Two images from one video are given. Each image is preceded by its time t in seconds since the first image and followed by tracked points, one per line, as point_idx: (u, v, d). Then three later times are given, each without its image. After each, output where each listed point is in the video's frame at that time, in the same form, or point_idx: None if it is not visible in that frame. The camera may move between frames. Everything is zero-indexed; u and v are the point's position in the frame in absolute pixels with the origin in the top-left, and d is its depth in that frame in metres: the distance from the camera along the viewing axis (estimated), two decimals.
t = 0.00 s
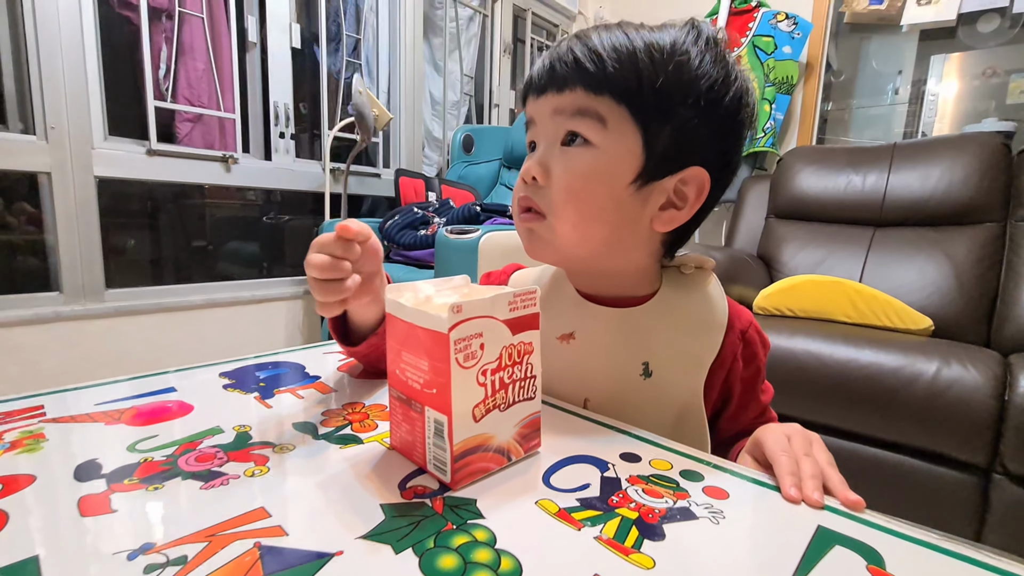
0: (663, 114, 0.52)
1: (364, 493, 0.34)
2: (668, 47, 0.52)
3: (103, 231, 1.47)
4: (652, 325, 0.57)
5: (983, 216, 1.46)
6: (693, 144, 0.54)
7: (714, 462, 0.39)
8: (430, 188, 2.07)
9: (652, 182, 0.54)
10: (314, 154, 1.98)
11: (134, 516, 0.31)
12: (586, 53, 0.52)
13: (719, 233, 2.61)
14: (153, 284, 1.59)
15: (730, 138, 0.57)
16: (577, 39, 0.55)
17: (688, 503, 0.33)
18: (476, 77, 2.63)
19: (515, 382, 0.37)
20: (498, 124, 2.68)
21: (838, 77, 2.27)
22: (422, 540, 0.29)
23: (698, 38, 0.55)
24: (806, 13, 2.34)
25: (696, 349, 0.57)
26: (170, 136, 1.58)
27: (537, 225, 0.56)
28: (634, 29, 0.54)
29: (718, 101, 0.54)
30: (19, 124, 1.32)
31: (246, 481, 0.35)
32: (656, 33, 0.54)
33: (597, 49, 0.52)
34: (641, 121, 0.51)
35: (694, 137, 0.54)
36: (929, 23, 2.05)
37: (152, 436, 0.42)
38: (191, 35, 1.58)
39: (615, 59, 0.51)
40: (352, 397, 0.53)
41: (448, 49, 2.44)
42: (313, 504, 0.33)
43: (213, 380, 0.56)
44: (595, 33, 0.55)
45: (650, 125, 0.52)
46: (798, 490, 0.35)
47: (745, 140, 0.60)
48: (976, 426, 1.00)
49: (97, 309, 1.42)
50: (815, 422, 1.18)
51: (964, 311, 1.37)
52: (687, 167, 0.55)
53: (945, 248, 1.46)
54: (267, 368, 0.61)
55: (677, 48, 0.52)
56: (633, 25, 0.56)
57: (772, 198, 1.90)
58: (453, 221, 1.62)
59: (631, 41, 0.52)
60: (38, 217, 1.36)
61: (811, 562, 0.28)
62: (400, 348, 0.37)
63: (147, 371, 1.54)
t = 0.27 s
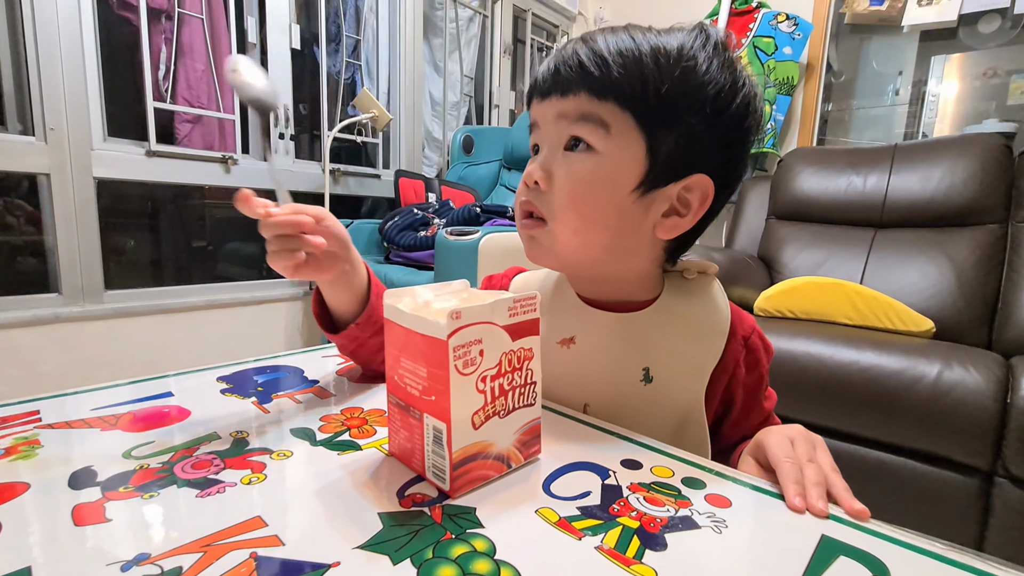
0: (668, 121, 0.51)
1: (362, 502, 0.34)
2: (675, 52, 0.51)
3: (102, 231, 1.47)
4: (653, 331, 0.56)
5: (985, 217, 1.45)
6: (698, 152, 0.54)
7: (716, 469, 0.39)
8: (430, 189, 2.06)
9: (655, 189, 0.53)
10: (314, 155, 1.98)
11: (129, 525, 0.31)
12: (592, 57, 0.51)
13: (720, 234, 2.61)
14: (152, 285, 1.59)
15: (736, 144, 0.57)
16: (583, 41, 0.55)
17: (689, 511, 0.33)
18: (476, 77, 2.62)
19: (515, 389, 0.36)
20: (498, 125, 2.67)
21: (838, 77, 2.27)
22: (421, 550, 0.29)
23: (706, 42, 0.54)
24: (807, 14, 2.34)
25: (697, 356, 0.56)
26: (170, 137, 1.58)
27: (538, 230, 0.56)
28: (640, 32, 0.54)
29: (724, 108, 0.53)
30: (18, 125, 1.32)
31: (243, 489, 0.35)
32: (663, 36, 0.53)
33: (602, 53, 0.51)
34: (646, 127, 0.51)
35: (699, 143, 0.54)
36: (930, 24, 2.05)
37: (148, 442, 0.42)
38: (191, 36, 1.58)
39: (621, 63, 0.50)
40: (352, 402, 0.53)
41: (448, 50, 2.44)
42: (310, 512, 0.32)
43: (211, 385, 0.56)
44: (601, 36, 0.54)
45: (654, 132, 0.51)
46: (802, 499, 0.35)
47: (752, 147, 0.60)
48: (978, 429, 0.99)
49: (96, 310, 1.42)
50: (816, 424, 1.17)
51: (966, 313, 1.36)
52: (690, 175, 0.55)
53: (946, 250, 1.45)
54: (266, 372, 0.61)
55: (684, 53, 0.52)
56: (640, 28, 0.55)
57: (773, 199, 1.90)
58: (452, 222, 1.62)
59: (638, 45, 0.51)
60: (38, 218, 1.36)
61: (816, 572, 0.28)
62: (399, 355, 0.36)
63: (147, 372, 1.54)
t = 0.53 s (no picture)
0: (677, 127, 0.51)
1: (366, 505, 0.34)
2: (686, 57, 0.51)
3: (104, 232, 1.47)
4: (656, 333, 0.56)
5: (986, 218, 1.45)
6: (707, 158, 0.54)
7: (720, 473, 0.39)
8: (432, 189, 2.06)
9: (664, 195, 0.53)
10: (315, 156, 1.98)
11: (133, 528, 0.31)
12: (602, 59, 0.51)
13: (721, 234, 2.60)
14: (154, 285, 1.59)
15: (744, 150, 0.57)
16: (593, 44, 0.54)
17: (693, 515, 0.33)
18: (477, 78, 2.62)
19: (518, 393, 0.36)
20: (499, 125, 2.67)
21: (839, 78, 2.27)
22: (425, 555, 0.29)
23: (716, 47, 0.54)
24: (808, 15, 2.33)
25: (700, 358, 0.56)
26: (171, 138, 1.58)
27: (547, 236, 0.55)
28: (651, 35, 0.53)
29: (732, 115, 0.53)
30: (20, 126, 1.32)
31: (246, 493, 0.35)
32: (674, 41, 0.53)
33: (613, 56, 0.51)
34: (656, 133, 0.51)
35: (708, 149, 0.54)
36: (931, 24, 2.05)
37: (151, 445, 0.42)
38: (193, 37, 1.58)
39: (632, 68, 0.50)
40: (355, 404, 0.53)
41: (449, 50, 2.44)
42: (313, 516, 0.32)
43: (213, 387, 0.56)
44: (611, 38, 0.53)
45: (663, 138, 0.51)
46: (806, 503, 0.35)
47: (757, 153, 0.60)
48: (979, 430, 0.99)
49: (97, 310, 1.42)
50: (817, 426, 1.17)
51: (967, 314, 1.36)
52: (699, 181, 0.55)
53: (948, 251, 1.45)
54: (268, 374, 0.61)
55: (695, 58, 0.51)
56: (650, 31, 0.55)
57: (774, 200, 1.90)
58: (454, 223, 1.62)
59: (649, 49, 0.51)
60: (39, 217, 1.36)
61: None
62: (402, 358, 0.36)
63: (148, 373, 1.54)
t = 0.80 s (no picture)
0: (708, 139, 0.50)
1: (364, 512, 0.33)
2: (713, 55, 0.49)
3: (102, 232, 1.46)
4: (660, 334, 0.55)
5: (989, 218, 1.44)
6: (725, 164, 0.53)
7: (724, 478, 0.38)
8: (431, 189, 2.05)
9: (695, 206, 0.52)
10: (315, 155, 1.98)
11: (126, 538, 0.30)
12: (633, 59, 0.47)
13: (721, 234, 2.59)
14: (153, 286, 1.58)
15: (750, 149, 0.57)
16: (613, 39, 0.49)
17: (697, 523, 0.32)
18: (477, 77, 2.61)
19: (519, 398, 0.36)
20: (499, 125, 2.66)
21: (840, 77, 2.26)
22: (423, 565, 0.28)
23: (734, 45, 0.52)
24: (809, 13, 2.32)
25: (705, 358, 0.55)
26: (170, 137, 1.57)
27: (584, 258, 0.51)
28: (680, 31, 0.49)
29: (748, 118, 0.53)
30: (18, 126, 1.31)
31: (242, 500, 0.34)
32: (704, 39, 0.49)
33: (651, 61, 0.47)
34: (691, 148, 0.49)
35: (726, 154, 0.53)
36: (933, 23, 2.04)
37: (145, 450, 0.41)
38: (191, 36, 1.57)
39: (674, 78, 0.47)
40: (353, 407, 0.52)
41: (449, 49, 2.43)
42: (309, 523, 0.32)
43: (210, 390, 0.55)
44: (638, 33, 0.49)
45: (696, 150, 0.50)
46: (813, 511, 0.34)
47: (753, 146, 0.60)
48: (983, 431, 0.99)
49: (96, 311, 1.41)
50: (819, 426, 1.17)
51: (970, 313, 1.35)
52: (720, 186, 0.54)
53: (950, 250, 1.44)
54: (265, 377, 0.60)
55: (723, 59, 0.49)
56: (671, 23, 0.51)
57: (775, 199, 1.89)
58: (454, 223, 1.61)
59: (679, 47, 0.48)
60: (38, 217, 1.35)
61: None
62: (400, 362, 0.36)
63: (147, 374, 1.53)
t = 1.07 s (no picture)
0: (727, 152, 0.51)
1: (365, 509, 0.33)
2: (729, 53, 0.48)
3: (102, 231, 1.46)
4: (660, 329, 0.55)
5: (987, 218, 1.45)
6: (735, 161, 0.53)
7: (722, 475, 0.38)
8: (431, 189, 2.05)
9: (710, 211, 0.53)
10: (314, 155, 1.98)
11: (129, 534, 0.30)
12: (663, 73, 0.46)
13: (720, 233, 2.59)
14: (153, 285, 1.58)
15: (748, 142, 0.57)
16: (634, 50, 0.48)
17: (696, 520, 0.33)
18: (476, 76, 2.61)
19: (519, 395, 0.36)
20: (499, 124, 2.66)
21: (839, 77, 2.26)
22: (423, 561, 0.28)
23: (745, 42, 0.52)
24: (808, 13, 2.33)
25: (706, 352, 0.55)
26: (169, 137, 1.57)
27: (616, 274, 0.50)
28: (703, 35, 0.48)
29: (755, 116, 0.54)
30: (17, 125, 1.31)
31: (243, 497, 0.34)
32: (726, 43, 0.48)
33: (683, 79, 0.46)
34: (715, 163, 0.50)
35: (735, 154, 0.53)
36: (932, 23, 2.04)
37: (146, 448, 0.41)
38: (190, 36, 1.57)
39: (704, 97, 0.47)
40: (353, 405, 0.52)
41: (448, 49, 2.43)
42: (309, 520, 0.32)
43: (210, 389, 0.55)
44: (664, 42, 0.47)
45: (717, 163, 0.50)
46: (811, 507, 0.34)
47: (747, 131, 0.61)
48: (982, 430, 0.99)
49: (95, 311, 1.41)
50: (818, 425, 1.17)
51: (968, 313, 1.36)
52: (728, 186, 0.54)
53: (949, 250, 1.45)
54: (265, 376, 0.60)
55: (742, 65, 0.49)
56: (689, 23, 0.49)
57: (775, 199, 1.89)
58: (454, 222, 1.61)
59: (700, 52, 0.47)
60: (37, 215, 1.35)
61: None
62: (401, 360, 0.36)
63: (147, 373, 1.53)
